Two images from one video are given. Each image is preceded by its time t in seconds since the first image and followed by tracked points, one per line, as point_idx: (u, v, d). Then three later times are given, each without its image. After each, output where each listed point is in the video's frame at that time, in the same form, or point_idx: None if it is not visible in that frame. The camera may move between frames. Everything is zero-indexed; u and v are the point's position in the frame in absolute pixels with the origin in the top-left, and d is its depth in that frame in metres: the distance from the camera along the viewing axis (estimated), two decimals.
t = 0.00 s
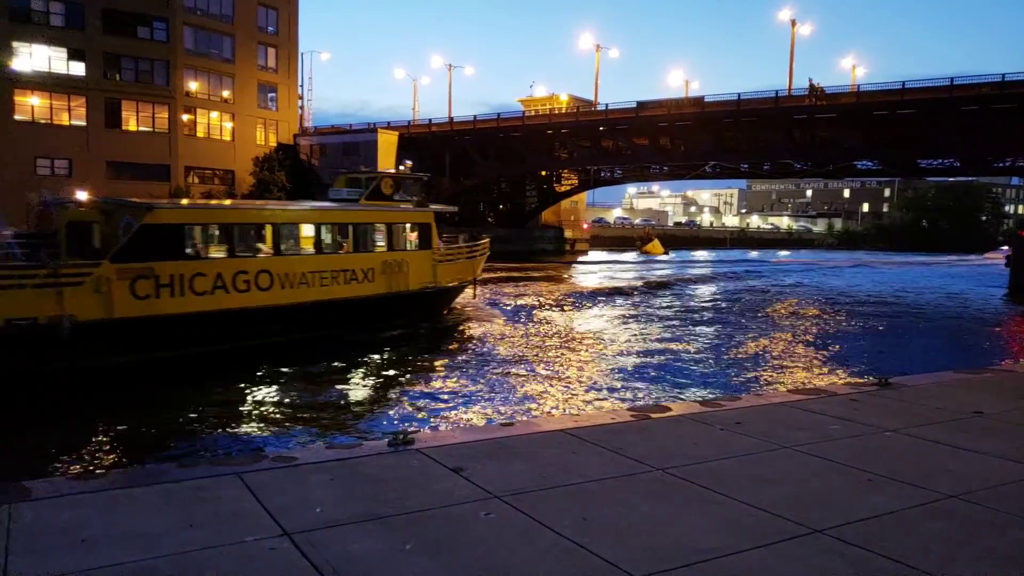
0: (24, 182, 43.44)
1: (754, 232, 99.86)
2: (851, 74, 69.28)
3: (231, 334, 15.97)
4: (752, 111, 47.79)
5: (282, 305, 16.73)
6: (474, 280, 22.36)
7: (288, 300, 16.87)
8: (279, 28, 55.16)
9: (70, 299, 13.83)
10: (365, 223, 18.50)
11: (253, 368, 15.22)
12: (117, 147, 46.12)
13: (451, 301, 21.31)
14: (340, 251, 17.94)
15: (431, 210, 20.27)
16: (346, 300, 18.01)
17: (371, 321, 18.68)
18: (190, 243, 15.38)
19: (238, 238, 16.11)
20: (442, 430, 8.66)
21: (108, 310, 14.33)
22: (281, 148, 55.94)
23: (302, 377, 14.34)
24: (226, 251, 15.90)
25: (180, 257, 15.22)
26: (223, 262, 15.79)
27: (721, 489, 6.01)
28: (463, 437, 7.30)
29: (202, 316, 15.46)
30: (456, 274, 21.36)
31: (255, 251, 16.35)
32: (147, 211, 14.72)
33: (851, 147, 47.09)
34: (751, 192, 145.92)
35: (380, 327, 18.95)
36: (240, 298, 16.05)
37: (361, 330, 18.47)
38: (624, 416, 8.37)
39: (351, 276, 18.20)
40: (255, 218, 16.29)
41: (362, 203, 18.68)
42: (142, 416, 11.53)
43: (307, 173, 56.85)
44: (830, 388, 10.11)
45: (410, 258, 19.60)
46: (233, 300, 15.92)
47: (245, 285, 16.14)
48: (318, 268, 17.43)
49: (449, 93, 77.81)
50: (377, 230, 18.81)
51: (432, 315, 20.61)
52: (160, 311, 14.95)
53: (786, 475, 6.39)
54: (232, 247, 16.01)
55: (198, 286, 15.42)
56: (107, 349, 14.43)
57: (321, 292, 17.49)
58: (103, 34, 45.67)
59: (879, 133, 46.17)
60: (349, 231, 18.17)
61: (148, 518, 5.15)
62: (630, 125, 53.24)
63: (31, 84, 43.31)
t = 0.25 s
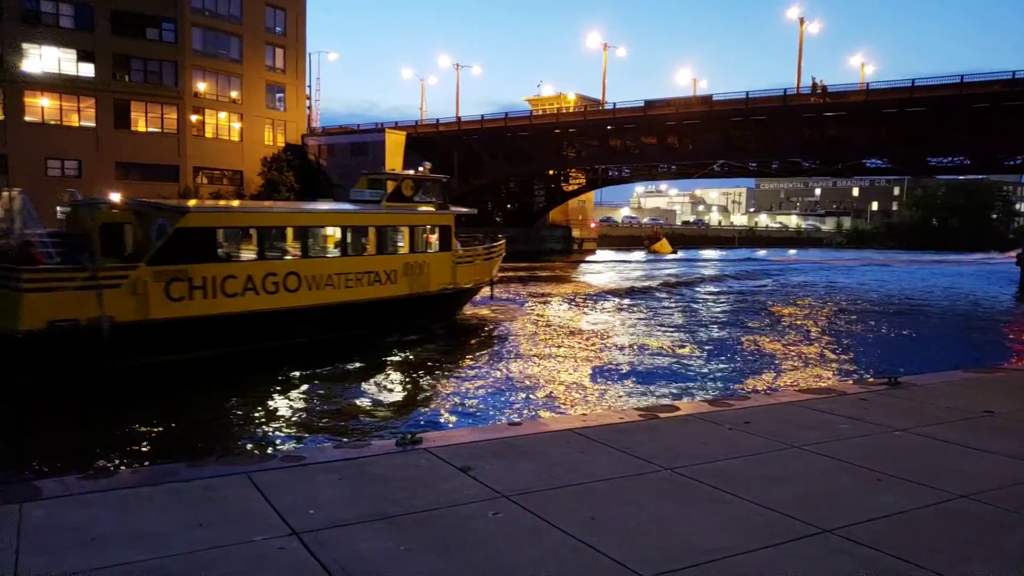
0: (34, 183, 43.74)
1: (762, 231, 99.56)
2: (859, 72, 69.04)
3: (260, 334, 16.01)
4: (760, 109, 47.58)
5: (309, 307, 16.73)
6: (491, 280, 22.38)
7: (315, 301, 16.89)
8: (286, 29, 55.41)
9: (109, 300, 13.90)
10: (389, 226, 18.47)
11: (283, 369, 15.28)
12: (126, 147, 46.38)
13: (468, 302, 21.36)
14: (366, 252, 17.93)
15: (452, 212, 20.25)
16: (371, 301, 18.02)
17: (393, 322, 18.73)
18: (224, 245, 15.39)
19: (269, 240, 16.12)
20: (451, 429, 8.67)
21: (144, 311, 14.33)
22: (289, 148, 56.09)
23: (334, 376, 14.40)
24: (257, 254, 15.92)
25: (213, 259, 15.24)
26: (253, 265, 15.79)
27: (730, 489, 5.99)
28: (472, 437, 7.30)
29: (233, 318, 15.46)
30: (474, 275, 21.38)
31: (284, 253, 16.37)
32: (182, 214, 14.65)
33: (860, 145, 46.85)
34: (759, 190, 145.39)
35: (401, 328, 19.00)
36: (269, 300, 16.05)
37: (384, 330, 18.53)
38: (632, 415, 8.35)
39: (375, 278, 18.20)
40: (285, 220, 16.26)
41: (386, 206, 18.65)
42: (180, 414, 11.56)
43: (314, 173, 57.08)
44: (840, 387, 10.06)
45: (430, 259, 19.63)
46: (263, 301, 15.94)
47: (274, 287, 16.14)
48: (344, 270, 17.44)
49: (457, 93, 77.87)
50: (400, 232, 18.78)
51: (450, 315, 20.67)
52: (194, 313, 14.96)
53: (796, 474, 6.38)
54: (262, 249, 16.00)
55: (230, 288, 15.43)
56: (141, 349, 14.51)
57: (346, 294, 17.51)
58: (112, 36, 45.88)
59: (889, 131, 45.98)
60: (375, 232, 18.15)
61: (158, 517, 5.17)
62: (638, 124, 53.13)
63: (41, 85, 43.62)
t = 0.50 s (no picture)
0: (42, 183, 43.98)
1: (770, 230, 99.26)
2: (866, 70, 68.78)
3: (287, 334, 16.06)
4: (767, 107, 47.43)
5: (333, 307, 16.80)
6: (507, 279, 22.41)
7: (340, 301, 16.96)
8: (293, 29, 55.34)
9: (145, 301, 13.95)
10: (410, 227, 18.53)
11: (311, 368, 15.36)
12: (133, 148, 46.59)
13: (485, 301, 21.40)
14: (388, 253, 18.01)
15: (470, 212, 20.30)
16: (393, 301, 18.08)
17: (415, 321, 18.79)
18: (254, 246, 15.46)
19: (297, 241, 16.19)
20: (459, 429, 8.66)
21: (178, 311, 14.41)
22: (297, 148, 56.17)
23: (362, 375, 14.46)
24: (285, 255, 16.00)
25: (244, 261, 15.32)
26: (281, 266, 15.85)
27: (737, 488, 5.98)
28: (480, 437, 7.29)
29: (261, 318, 15.54)
30: (492, 274, 21.40)
31: (311, 254, 16.44)
32: (214, 217, 14.70)
33: (868, 143, 46.64)
34: (767, 188, 144.83)
35: (422, 326, 19.05)
36: (296, 300, 16.12)
37: (406, 329, 18.57)
38: (639, 414, 8.34)
39: (396, 278, 18.25)
40: (312, 222, 16.32)
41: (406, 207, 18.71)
42: (216, 412, 11.61)
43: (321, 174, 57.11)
44: (849, 386, 10.02)
45: (450, 259, 19.68)
46: (291, 301, 16.01)
47: (301, 287, 16.22)
48: (367, 271, 17.51)
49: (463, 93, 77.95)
50: (420, 233, 18.84)
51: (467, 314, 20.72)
52: (225, 313, 15.04)
53: (805, 473, 6.38)
54: (290, 250, 16.08)
55: (259, 289, 15.52)
56: (175, 349, 14.53)
57: (369, 294, 17.58)
58: (120, 37, 46.11)
59: (897, 129, 45.72)
60: (398, 232, 18.22)
61: (166, 517, 5.20)
62: (644, 123, 53.04)
63: (50, 87, 43.92)
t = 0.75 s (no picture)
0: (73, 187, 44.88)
1: (796, 227, 98.14)
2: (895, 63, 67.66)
3: (336, 331, 16.26)
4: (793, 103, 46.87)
5: (378, 306, 16.98)
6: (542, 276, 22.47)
7: (385, 300, 17.15)
8: (317, 31, 55.71)
9: (204, 301, 14.21)
10: (450, 226, 18.70)
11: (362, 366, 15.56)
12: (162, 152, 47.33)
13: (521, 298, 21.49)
14: (430, 252, 18.19)
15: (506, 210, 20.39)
16: (434, 299, 18.25)
17: (455, 318, 18.93)
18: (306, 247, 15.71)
19: (345, 242, 16.41)
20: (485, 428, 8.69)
21: (235, 310, 14.66)
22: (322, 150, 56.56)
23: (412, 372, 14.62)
24: (334, 256, 16.21)
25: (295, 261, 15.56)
26: (331, 266, 16.06)
27: (765, 488, 5.93)
28: (504, 437, 7.30)
29: (311, 317, 15.75)
30: (529, 272, 21.47)
31: (358, 254, 16.64)
32: (267, 219, 14.95)
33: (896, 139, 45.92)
34: (793, 185, 143.14)
35: (461, 323, 19.18)
36: (344, 299, 16.34)
37: (447, 326, 18.73)
38: (665, 413, 8.31)
39: (437, 276, 18.40)
40: (359, 223, 16.52)
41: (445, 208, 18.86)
42: (276, 410, 11.80)
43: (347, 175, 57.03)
44: (879, 385, 9.90)
45: (488, 258, 19.79)
46: (340, 300, 16.23)
47: (349, 286, 16.43)
48: (410, 270, 17.67)
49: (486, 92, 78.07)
50: (459, 232, 18.96)
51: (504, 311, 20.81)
52: (278, 312, 15.28)
53: (835, 472, 6.32)
54: (339, 250, 16.30)
55: (311, 288, 15.75)
56: (231, 347, 14.75)
57: (413, 292, 17.75)
58: (149, 42, 46.84)
59: (927, 124, 44.92)
60: (438, 231, 18.39)
61: (196, 515, 5.29)
62: (668, 120, 52.68)
63: (80, 92, 44.84)
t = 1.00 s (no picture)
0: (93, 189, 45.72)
1: (815, 225, 97.29)
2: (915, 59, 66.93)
3: (369, 329, 16.32)
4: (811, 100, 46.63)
5: (410, 304, 17.05)
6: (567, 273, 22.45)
7: (416, 298, 17.22)
8: (333, 33, 55.93)
9: (244, 300, 14.30)
10: (478, 225, 18.76)
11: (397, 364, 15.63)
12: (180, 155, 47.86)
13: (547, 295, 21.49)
14: (459, 251, 18.27)
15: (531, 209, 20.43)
16: (463, 297, 18.29)
17: (484, 315, 18.98)
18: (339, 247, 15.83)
19: (378, 242, 16.51)
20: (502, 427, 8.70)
21: (273, 309, 14.76)
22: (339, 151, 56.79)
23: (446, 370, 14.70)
24: (366, 256, 16.32)
25: (329, 261, 15.69)
26: (364, 265, 16.16)
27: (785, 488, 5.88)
28: (520, 437, 7.29)
29: (345, 315, 15.81)
30: (555, 269, 21.48)
31: (390, 253, 16.74)
32: (302, 220, 15.10)
33: (916, 135, 45.38)
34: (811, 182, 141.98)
35: (490, 321, 19.22)
36: (377, 297, 16.42)
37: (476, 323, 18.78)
38: (682, 412, 8.28)
39: (465, 274, 18.46)
40: (391, 223, 16.64)
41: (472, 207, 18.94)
42: (317, 408, 11.87)
43: (364, 177, 56.46)
44: (899, 384, 9.78)
45: (517, 255, 19.81)
46: (373, 298, 16.32)
47: (382, 285, 16.54)
48: (439, 268, 17.73)
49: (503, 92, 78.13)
50: (485, 231, 19.02)
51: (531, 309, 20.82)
52: (313, 311, 15.36)
53: (857, 471, 6.27)
54: (372, 250, 16.42)
55: (346, 287, 15.85)
56: (270, 346, 14.81)
57: (443, 290, 17.81)
58: (167, 46, 47.37)
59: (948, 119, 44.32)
60: (467, 229, 18.47)
61: (215, 514, 5.34)
62: (685, 118, 52.46)
63: (100, 96, 45.58)
